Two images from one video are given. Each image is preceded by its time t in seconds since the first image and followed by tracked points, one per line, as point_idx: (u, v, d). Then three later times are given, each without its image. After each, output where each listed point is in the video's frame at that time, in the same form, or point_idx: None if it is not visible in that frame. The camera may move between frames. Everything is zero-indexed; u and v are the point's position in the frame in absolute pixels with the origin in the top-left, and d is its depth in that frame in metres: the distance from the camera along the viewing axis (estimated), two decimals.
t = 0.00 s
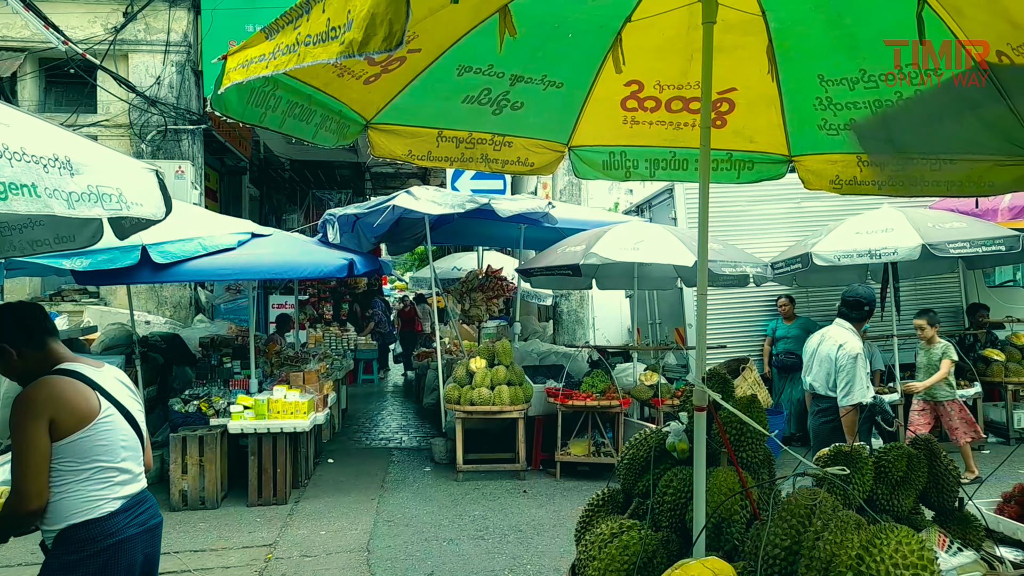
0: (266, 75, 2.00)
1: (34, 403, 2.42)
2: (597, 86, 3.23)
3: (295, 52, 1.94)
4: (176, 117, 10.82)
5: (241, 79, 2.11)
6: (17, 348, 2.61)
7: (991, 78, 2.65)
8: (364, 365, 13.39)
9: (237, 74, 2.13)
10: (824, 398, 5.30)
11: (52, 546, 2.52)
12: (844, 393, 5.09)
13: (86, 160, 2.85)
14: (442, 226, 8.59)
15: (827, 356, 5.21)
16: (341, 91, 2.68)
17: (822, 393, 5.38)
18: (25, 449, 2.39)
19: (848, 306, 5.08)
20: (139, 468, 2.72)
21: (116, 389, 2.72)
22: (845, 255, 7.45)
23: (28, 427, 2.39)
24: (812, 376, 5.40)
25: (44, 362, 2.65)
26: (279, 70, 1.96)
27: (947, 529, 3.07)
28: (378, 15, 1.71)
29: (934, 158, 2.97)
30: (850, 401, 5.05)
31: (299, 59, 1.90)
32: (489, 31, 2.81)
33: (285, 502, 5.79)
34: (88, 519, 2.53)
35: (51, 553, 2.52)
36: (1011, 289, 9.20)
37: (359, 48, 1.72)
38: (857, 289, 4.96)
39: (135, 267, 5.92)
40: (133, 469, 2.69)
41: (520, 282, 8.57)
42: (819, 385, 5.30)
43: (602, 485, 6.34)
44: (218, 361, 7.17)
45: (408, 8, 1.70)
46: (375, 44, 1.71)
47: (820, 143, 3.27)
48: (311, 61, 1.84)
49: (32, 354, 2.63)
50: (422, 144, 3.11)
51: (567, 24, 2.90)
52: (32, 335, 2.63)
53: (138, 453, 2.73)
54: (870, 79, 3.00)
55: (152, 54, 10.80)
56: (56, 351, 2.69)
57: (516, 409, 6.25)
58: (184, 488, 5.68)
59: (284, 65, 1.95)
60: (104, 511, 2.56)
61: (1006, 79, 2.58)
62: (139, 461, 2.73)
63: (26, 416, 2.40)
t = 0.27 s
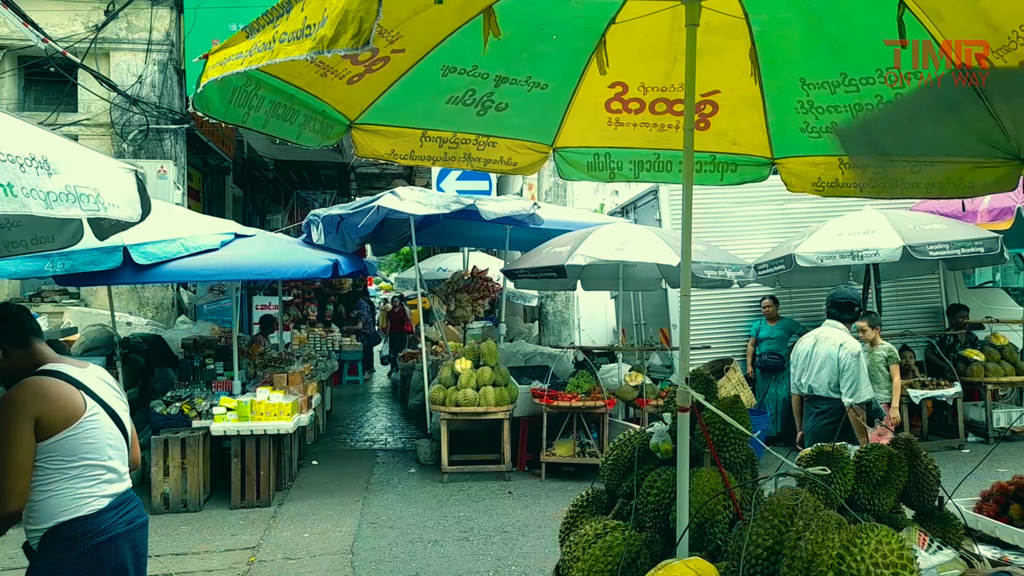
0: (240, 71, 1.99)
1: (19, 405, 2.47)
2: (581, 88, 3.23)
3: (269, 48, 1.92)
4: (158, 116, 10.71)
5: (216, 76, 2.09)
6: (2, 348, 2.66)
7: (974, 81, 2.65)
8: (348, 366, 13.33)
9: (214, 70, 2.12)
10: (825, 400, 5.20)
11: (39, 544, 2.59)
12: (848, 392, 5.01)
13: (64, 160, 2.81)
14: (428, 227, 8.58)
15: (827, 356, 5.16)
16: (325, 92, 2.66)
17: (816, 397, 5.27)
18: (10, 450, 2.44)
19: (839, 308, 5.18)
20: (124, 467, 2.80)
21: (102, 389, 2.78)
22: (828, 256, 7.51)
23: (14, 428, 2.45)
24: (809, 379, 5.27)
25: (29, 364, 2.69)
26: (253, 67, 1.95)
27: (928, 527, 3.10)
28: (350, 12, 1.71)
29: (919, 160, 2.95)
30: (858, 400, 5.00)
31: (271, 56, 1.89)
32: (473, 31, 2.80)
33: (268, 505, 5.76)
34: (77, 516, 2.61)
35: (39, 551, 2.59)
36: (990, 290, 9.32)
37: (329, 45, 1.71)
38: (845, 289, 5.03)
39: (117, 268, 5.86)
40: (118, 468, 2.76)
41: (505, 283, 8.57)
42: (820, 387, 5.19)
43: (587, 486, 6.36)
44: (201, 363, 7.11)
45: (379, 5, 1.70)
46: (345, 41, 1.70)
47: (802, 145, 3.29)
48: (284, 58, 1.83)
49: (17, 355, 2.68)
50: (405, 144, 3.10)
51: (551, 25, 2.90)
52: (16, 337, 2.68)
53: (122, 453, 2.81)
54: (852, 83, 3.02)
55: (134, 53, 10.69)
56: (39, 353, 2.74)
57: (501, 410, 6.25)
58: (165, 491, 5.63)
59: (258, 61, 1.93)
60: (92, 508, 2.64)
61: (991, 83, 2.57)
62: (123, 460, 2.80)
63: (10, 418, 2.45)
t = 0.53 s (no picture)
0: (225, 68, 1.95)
1: None
2: (565, 88, 3.22)
3: (256, 46, 1.88)
4: (139, 114, 10.58)
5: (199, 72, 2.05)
6: None
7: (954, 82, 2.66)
8: (332, 367, 13.25)
9: (196, 67, 2.07)
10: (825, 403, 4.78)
11: (15, 549, 2.54)
12: (848, 393, 4.62)
13: (41, 158, 2.89)
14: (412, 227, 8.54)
15: (823, 357, 4.72)
16: (305, 88, 2.63)
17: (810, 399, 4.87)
18: None
19: (830, 308, 4.82)
20: (102, 467, 2.75)
21: (74, 388, 2.73)
22: (811, 258, 7.55)
23: None
24: (803, 382, 4.85)
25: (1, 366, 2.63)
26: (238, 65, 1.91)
27: (908, 527, 3.11)
28: (341, 11, 1.68)
29: (899, 162, 2.95)
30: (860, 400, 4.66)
31: (259, 54, 1.86)
32: (457, 29, 2.78)
33: (249, 507, 5.70)
34: (54, 517, 2.56)
35: (15, 555, 2.54)
36: (970, 291, 9.43)
37: (319, 44, 1.68)
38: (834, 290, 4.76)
39: (96, 267, 5.78)
40: (96, 468, 2.71)
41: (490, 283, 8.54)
42: (817, 389, 4.78)
43: (572, 487, 6.35)
44: (182, 364, 7.03)
45: (372, 5, 1.67)
46: (336, 41, 1.67)
47: (784, 147, 3.29)
48: (273, 57, 1.79)
49: None
50: (386, 142, 3.06)
51: (536, 25, 2.88)
52: None
53: (100, 452, 2.76)
54: (833, 86, 3.03)
55: (114, 49, 10.55)
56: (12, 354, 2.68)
57: (486, 412, 6.23)
58: (144, 493, 5.56)
59: (244, 59, 1.89)
60: (69, 509, 2.59)
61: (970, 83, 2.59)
62: (101, 461, 2.75)
63: None
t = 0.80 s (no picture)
0: (227, 72, 1.97)
1: None
2: (544, 90, 3.24)
3: (259, 49, 1.91)
4: (121, 113, 10.50)
5: (197, 76, 2.06)
6: None
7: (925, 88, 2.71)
8: (317, 367, 13.22)
9: (192, 72, 2.08)
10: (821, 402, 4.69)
11: None
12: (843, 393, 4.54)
13: (20, 157, 2.89)
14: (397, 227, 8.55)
15: (818, 356, 4.62)
16: (283, 86, 2.64)
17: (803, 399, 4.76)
18: None
19: (820, 307, 4.77)
20: (77, 472, 2.75)
21: (45, 392, 2.72)
22: (793, 258, 7.64)
23: None
24: (798, 381, 4.73)
25: None
26: (243, 68, 1.94)
27: (886, 524, 3.17)
28: (346, 12, 1.71)
29: (873, 165, 3.07)
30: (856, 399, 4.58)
31: (265, 58, 1.88)
32: (440, 31, 2.79)
33: (234, 508, 5.69)
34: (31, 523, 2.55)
35: None
36: (949, 291, 9.58)
37: (329, 45, 1.72)
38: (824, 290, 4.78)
39: (77, 268, 5.75)
40: (71, 473, 2.72)
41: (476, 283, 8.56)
42: (813, 388, 4.67)
43: (556, 486, 6.39)
44: (165, 364, 7.00)
45: (374, 6, 1.68)
46: (343, 42, 1.70)
47: (760, 149, 3.35)
48: (281, 60, 1.82)
49: None
50: (368, 142, 3.08)
51: (519, 28, 2.91)
52: None
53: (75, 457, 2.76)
54: (809, 89, 3.07)
55: (96, 48, 10.46)
56: None
57: (471, 412, 6.25)
58: (128, 495, 5.53)
59: (250, 63, 1.92)
60: (47, 513, 2.59)
61: (939, 89, 2.65)
62: (76, 465, 2.75)
63: None
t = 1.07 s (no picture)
0: (210, 66, 1.92)
1: None
2: (523, 90, 3.23)
3: (245, 41, 1.87)
4: (101, 111, 10.37)
5: (179, 70, 2.01)
6: None
7: (902, 89, 2.82)
8: (301, 368, 13.14)
9: (172, 66, 2.03)
10: (822, 403, 4.65)
11: None
12: (846, 394, 4.51)
13: None
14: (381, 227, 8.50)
15: (821, 357, 4.57)
16: (258, 82, 2.60)
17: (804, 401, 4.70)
18: None
19: (817, 307, 4.77)
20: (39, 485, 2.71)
21: None
22: (776, 258, 7.68)
23: None
24: (801, 383, 4.67)
25: None
26: (226, 62, 1.90)
27: (869, 523, 3.18)
28: (344, 7, 1.72)
29: (845, 165, 3.13)
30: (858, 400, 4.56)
31: (252, 51, 1.85)
32: (420, 29, 2.78)
33: (216, 511, 5.63)
34: None
35: None
36: (930, 291, 9.68)
37: (323, 40, 1.72)
38: (816, 289, 4.77)
39: (56, 268, 5.60)
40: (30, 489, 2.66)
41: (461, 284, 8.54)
42: (817, 390, 4.61)
43: (541, 486, 6.38)
44: (145, 366, 6.91)
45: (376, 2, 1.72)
46: (341, 37, 1.71)
47: (737, 151, 3.36)
48: (270, 55, 1.80)
49: None
50: (345, 141, 3.06)
51: (499, 26, 2.90)
52: None
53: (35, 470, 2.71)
54: (786, 91, 3.09)
55: (75, 46, 10.32)
56: None
57: (455, 412, 6.24)
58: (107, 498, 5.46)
59: (234, 57, 1.88)
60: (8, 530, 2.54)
61: (914, 88, 2.78)
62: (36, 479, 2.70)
63: None
